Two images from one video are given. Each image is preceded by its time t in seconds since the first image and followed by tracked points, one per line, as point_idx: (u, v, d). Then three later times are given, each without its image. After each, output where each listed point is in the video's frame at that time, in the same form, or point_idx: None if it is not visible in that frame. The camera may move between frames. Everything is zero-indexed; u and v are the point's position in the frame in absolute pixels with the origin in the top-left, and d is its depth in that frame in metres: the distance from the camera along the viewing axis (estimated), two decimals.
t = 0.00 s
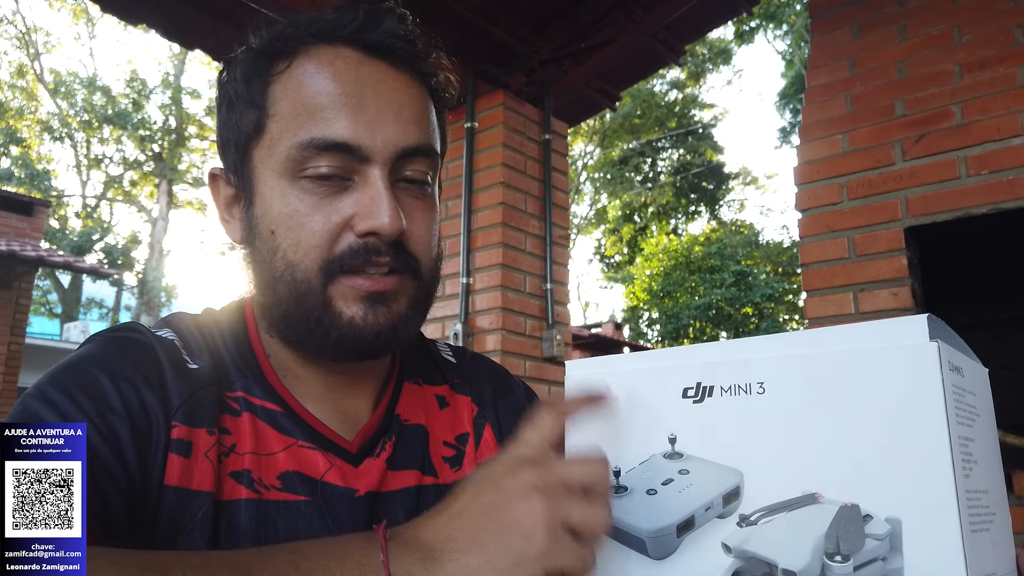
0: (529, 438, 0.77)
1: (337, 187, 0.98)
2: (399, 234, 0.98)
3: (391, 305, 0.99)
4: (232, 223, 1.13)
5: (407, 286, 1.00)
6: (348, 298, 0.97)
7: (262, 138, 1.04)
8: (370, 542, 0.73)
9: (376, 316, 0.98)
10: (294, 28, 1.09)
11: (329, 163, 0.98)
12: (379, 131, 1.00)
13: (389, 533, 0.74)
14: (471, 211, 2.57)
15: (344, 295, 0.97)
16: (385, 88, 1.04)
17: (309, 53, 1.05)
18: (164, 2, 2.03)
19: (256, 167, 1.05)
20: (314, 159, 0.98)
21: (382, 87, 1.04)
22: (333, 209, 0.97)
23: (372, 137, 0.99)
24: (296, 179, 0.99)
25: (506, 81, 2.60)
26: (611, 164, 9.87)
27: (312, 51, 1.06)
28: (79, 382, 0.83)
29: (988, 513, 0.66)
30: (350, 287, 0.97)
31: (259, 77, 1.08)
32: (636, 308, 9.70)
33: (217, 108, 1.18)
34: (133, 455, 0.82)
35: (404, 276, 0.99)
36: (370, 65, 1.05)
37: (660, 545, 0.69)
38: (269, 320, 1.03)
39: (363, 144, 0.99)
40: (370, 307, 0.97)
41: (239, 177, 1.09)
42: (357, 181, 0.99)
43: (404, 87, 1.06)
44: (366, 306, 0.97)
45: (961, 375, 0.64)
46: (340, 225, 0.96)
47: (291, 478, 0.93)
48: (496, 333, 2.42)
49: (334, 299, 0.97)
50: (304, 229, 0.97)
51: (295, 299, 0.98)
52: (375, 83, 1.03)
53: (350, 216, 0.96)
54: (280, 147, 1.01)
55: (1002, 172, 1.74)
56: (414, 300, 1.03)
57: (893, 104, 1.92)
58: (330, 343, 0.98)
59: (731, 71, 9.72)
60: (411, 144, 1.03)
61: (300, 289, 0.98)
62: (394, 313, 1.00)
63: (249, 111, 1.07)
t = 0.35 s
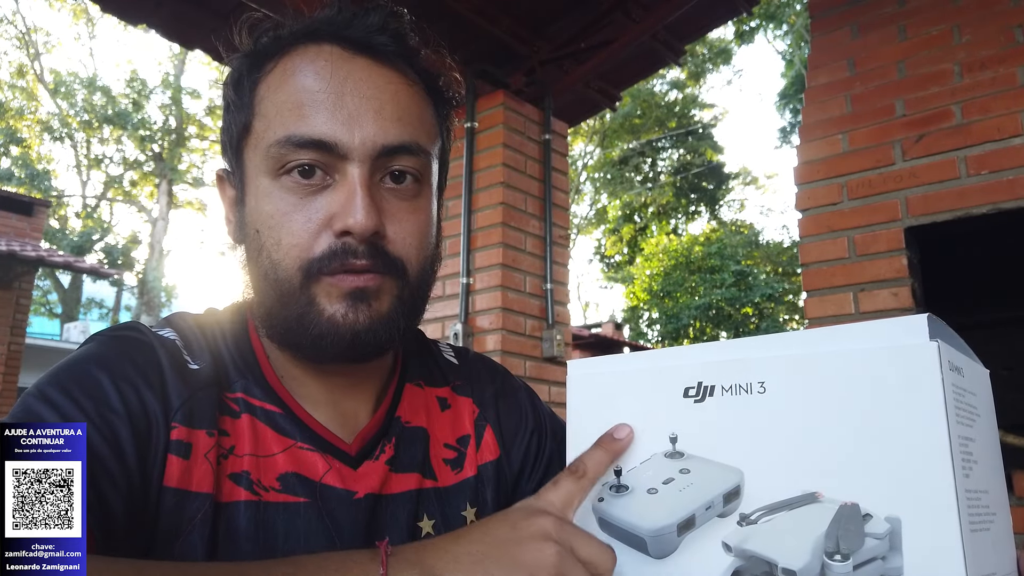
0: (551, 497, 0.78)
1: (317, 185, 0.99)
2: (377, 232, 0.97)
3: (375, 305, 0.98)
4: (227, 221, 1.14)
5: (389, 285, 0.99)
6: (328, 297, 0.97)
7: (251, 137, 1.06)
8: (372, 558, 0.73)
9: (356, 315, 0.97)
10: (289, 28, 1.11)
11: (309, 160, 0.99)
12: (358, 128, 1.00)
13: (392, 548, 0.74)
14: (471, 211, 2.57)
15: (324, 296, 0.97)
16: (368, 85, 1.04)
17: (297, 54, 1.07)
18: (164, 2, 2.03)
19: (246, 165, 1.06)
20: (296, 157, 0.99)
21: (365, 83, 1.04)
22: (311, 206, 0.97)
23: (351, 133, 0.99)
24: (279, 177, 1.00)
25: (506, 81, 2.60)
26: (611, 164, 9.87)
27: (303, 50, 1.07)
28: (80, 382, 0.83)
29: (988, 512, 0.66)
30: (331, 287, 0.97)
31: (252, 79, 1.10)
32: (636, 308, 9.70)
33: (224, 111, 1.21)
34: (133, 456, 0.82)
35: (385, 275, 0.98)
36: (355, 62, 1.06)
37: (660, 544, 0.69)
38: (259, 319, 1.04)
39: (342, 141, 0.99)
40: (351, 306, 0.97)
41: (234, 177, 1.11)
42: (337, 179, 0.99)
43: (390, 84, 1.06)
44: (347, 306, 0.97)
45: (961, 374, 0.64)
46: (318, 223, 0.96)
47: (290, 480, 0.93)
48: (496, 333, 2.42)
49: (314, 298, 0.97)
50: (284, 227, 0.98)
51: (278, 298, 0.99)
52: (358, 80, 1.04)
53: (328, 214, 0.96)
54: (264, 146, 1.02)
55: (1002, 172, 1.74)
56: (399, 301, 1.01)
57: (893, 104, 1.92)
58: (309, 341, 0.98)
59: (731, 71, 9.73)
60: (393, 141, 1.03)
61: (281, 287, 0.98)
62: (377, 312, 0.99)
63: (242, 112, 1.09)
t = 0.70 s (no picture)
0: (556, 500, 0.76)
1: (320, 183, 0.99)
2: (379, 230, 0.97)
3: (376, 304, 0.98)
4: (230, 220, 1.14)
5: (391, 284, 0.99)
6: (329, 297, 0.97)
7: (254, 135, 1.06)
8: (377, 565, 0.71)
9: (357, 313, 0.97)
10: (293, 28, 1.11)
11: (312, 158, 0.99)
12: (361, 126, 1.00)
13: (397, 557, 0.73)
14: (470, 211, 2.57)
15: (325, 294, 0.97)
16: (372, 84, 1.04)
17: (301, 51, 1.07)
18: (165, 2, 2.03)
19: (248, 163, 1.07)
20: (299, 154, 0.99)
21: (368, 82, 1.04)
22: (313, 204, 0.97)
23: (353, 131, 0.99)
24: (281, 175, 1.00)
25: (506, 81, 2.60)
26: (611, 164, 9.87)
27: (307, 49, 1.07)
28: (81, 382, 0.83)
29: (988, 513, 0.66)
30: (331, 286, 0.97)
31: (255, 77, 1.10)
32: (636, 308, 9.71)
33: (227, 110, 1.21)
34: (135, 457, 0.82)
35: (387, 274, 0.98)
36: (358, 60, 1.06)
37: (660, 544, 0.69)
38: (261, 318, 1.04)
39: (344, 138, 0.99)
40: (351, 305, 0.97)
41: (237, 174, 1.11)
42: (339, 177, 0.99)
43: (393, 82, 1.06)
44: (347, 305, 0.97)
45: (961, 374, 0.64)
46: (320, 221, 0.97)
47: (290, 481, 0.93)
48: (496, 333, 2.42)
49: (315, 297, 0.97)
50: (286, 224, 0.98)
51: (279, 296, 0.99)
52: (361, 78, 1.04)
53: (329, 212, 0.96)
54: (267, 143, 1.02)
55: (1002, 172, 1.74)
56: (400, 301, 1.01)
57: (893, 104, 1.92)
58: (308, 340, 0.98)
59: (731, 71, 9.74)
60: (396, 140, 1.03)
61: (283, 284, 0.98)
62: (378, 312, 0.99)
63: (245, 110, 1.10)
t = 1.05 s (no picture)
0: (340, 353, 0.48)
1: (365, 187, 0.96)
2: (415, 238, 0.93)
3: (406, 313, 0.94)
4: (278, 221, 1.15)
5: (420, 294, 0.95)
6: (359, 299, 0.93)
7: (308, 139, 1.06)
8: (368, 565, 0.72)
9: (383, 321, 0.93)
10: (356, 46, 1.15)
11: (359, 162, 0.96)
12: (409, 137, 0.97)
13: None
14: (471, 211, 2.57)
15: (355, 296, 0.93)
16: (424, 101, 1.02)
17: (364, 65, 1.08)
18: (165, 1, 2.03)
19: (300, 167, 1.06)
20: (347, 159, 0.97)
21: (421, 98, 1.02)
22: (356, 206, 0.95)
23: (401, 142, 0.96)
24: (329, 177, 0.98)
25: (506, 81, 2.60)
26: (611, 164, 9.87)
27: (368, 64, 1.08)
28: (89, 366, 0.84)
29: (988, 513, 0.66)
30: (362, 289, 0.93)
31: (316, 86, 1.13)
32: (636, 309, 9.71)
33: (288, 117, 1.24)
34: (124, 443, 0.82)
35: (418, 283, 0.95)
36: (414, 79, 1.05)
37: (660, 544, 0.70)
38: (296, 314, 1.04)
39: (391, 148, 0.96)
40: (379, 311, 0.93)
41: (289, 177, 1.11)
42: (383, 184, 0.95)
43: (443, 102, 1.04)
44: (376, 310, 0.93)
45: (961, 375, 0.64)
46: (360, 224, 0.94)
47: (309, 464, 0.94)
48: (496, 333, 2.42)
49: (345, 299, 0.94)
50: (328, 224, 0.96)
51: (312, 294, 0.98)
52: (415, 94, 1.02)
53: (369, 216, 0.93)
54: (319, 146, 1.01)
55: (1002, 172, 1.74)
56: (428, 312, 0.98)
57: (893, 104, 1.92)
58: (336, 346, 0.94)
59: (731, 71, 9.75)
60: (440, 154, 0.98)
61: (318, 282, 0.96)
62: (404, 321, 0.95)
63: (304, 116, 1.11)
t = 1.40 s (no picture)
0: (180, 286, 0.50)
1: (397, 214, 1.06)
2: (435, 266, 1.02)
3: (417, 330, 1.03)
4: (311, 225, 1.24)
5: (432, 316, 1.04)
6: (377, 311, 1.01)
7: (350, 159, 1.15)
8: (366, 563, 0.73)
9: (394, 334, 1.01)
10: (409, 76, 1.22)
11: (394, 190, 1.06)
12: (444, 175, 1.07)
13: None
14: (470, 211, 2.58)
15: (374, 308, 1.01)
16: (463, 142, 1.12)
17: (412, 97, 1.18)
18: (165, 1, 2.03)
19: (339, 183, 1.16)
20: (383, 185, 1.07)
21: (461, 139, 1.12)
22: (386, 230, 1.04)
23: (435, 178, 1.07)
24: (364, 199, 1.07)
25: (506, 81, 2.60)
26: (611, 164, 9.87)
27: (418, 98, 1.18)
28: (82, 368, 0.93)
29: (988, 512, 0.65)
30: (382, 300, 1.01)
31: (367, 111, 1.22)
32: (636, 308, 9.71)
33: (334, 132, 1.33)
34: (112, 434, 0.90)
35: (431, 306, 1.03)
36: (457, 119, 1.16)
37: (660, 544, 0.69)
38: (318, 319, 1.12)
39: (426, 182, 1.06)
40: (394, 322, 1.01)
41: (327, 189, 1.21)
42: (413, 214, 1.05)
43: (480, 144, 1.15)
44: (391, 320, 1.01)
45: (961, 375, 0.64)
46: (386, 246, 1.02)
47: (324, 464, 1.02)
48: (496, 333, 2.42)
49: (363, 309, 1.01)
50: (355, 241, 1.04)
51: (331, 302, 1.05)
52: (456, 134, 1.13)
53: (396, 240, 1.03)
54: (359, 168, 1.11)
55: (1002, 172, 1.74)
56: (438, 331, 1.07)
57: (893, 104, 1.92)
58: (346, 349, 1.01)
59: (731, 71, 9.76)
60: (470, 193, 1.09)
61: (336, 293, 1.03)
62: (416, 331, 1.03)
63: (350, 136, 1.20)
